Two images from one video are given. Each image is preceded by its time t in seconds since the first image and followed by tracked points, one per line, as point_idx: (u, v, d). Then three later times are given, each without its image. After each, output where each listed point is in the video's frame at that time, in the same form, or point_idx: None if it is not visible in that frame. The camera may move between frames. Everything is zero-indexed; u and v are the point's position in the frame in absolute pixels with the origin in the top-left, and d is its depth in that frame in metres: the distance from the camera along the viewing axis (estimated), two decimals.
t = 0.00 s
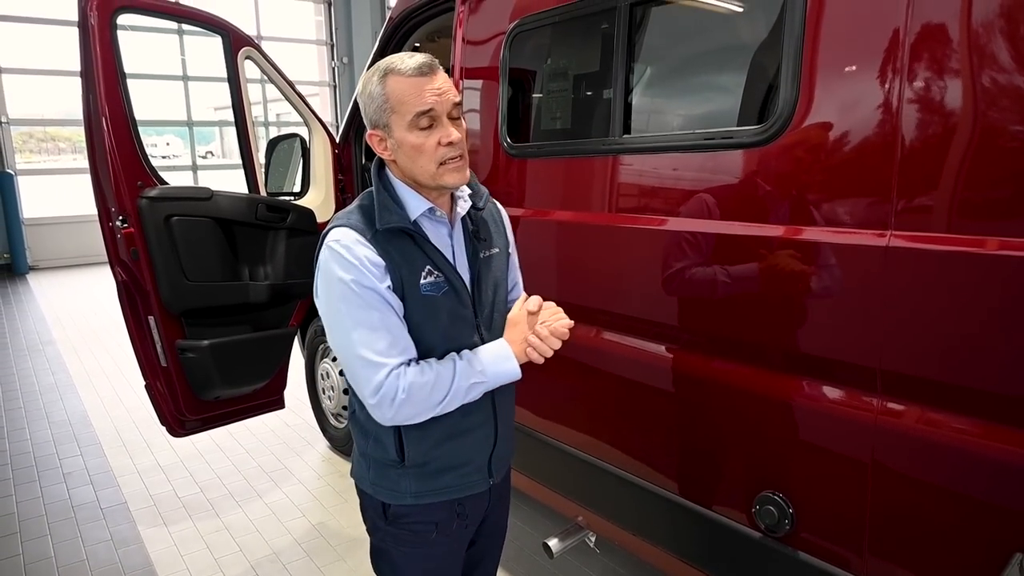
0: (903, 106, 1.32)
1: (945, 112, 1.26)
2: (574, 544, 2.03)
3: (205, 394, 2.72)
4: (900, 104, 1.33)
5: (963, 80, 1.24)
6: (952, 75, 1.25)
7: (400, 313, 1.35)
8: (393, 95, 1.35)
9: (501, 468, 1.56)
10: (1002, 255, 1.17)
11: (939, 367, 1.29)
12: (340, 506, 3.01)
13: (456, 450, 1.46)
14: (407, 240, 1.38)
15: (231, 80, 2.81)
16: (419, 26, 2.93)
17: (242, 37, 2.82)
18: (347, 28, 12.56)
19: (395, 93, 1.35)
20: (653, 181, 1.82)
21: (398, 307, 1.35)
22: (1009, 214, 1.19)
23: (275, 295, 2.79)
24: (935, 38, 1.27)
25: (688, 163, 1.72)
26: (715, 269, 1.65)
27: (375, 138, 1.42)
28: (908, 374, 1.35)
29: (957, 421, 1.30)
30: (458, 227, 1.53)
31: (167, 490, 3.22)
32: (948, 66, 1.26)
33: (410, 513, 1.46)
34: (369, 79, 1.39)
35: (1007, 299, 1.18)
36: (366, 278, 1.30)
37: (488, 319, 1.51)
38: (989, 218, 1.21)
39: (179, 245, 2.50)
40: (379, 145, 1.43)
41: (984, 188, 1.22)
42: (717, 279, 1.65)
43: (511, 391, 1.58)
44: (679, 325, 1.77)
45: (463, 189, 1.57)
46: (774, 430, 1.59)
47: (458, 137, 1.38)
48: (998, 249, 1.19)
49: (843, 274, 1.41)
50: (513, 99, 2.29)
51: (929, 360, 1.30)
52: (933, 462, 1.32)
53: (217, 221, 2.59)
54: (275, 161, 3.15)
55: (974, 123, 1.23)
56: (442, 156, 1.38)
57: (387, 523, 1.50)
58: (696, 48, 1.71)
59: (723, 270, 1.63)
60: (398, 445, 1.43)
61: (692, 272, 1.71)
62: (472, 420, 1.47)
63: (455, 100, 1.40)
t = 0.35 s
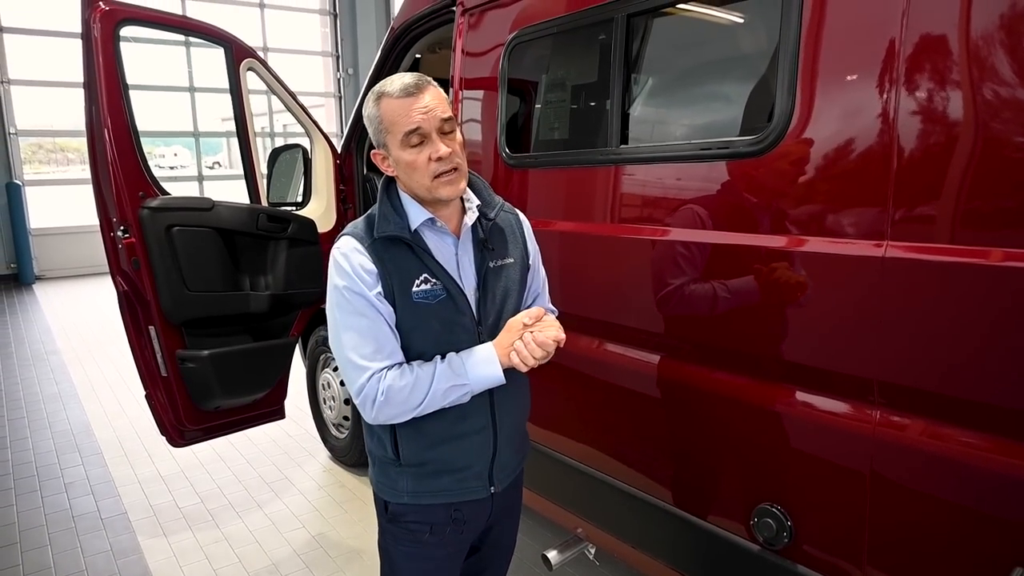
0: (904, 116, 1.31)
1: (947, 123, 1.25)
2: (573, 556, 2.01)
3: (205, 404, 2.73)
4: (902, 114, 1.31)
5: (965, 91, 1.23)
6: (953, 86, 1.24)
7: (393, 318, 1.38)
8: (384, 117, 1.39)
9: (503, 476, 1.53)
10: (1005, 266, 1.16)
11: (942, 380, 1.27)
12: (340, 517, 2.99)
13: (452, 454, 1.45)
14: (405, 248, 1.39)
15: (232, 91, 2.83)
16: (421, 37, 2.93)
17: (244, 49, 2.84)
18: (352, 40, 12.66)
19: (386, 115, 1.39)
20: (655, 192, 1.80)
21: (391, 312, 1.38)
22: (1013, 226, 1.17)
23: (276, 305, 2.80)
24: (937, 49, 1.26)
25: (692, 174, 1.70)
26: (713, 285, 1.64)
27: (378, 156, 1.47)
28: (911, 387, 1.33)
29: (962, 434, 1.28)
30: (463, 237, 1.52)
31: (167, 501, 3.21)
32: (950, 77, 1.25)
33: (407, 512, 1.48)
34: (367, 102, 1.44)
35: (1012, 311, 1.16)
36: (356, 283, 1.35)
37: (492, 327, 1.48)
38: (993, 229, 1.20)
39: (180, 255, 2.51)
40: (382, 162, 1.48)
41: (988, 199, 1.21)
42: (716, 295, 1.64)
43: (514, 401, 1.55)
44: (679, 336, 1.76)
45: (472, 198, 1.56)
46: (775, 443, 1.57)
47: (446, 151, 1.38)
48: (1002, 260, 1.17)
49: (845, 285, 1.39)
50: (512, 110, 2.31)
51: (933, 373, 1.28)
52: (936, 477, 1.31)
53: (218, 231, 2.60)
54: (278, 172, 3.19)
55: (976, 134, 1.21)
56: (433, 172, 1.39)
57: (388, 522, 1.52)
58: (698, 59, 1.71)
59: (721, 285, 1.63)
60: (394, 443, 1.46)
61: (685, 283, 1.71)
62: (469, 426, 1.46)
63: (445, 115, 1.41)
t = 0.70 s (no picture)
0: (910, 117, 1.29)
1: (952, 124, 1.23)
2: (574, 560, 1.99)
3: (204, 406, 2.71)
4: (908, 115, 1.29)
5: (971, 91, 1.21)
6: (959, 87, 1.22)
7: (393, 313, 1.37)
8: (398, 114, 1.37)
9: (503, 478, 1.51)
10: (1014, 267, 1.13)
11: (949, 382, 1.25)
12: (341, 520, 2.98)
13: (450, 452, 1.44)
14: (407, 243, 1.38)
15: (233, 93, 2.83)
16: (419, 40, 2.94)
17: (244, 50, 2.84)
18: (356, 44, 12.70)
19: (400, 113, 1.37)
20: (659, 193, 1.78)
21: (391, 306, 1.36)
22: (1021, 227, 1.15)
23: (276, 307, 2.80)
24: (942, 49, 1.24)
25: (698, 174, 1.68)
26: (709, 288, 1.63)
27: (385, 155, 1.43)
28: (918, 390, 1.31)
29: (970, 437, 1.26)
30: (466, 234, 1.50)
31: (167, 503, 3.20)
32: (956, 78, 1.23)
33: (405, 513, 1.46)
34: (375, 99, 1.41)
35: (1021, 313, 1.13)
36: (358, 276, 1.34)
37: (494, 326, 1.46)
38: (1000, 231, 1.18)
39: (179, 256, 2.50)
40: (389, 161, 1.44)
41: (994, 200, 1.19)
42: (713, 297, 1.62)
43: (514, 401, 1.54)
44: (681, 338, 1.74)
45: (476, 196, 1.54)
46: (778, 446, 1.55)
47: (463, 149, 1.38)
48: (1010, 262, 1.15)
49: (848, 286, 1.37)
50: (512, 110, 2.30)
51: (939, 376, 1.26)
52: (942, 482, 1.28)
53: (217, 232, 2.59)
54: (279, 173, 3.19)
55: (982, 135, 1.19)
56: (449, 169, 1.38)
57: (387, 522, 1.51)
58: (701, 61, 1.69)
59: (718, 287, 1.61)
60: (393, 441, 1.46)
61: (682, 287, 1.70)
62: (467, 424, 1.45)
63: (457, 114, 1.41)
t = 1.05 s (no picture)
0: (910, 113, 1.28)
1: (952, 119, 1.22)
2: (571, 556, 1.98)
3: (201, 403, 2.70)
4: (909, 112, 1.29)
5: (972, 88, 1.20)
6: (960, 84, 1.21)
7: (383, 305, 1.36)
8: (385, 99, 1.39)
9: (496, 475, 1.50)
10: (1014, 259, 1.12)
11: (949, 377, 1.24)
12: (339, 519, 2.97)
13: (442, 449, 1.43)
14: (398, 234, 1.38)
15: (231, 90, 2.83)
16: (418, 35, 2.94)
17: (242, 47, 2.83)
18: (357, 44, 12.70)
19: (388, 97, 1.38)
20: (659, 190, 1.77)
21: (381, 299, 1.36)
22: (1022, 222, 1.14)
23: (275, 304, 2.77)
24: (943, 46, 1.24)
25: (699, 170, 1.67)
26: (714, 283, 1.61)
27: (377, 137, 1.47)
28: (918, 384, 1.30)
29: (975, 432, 1.24)
30: (459, 227, 1.50)
31: (165, 502, 3.20)
32: (957, 77, 1.22)
33: (397, 511, 1.46)
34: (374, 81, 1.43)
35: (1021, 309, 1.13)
36: (347, 267, 1.33)
37: (487, 319, 1.46)
38: (1001, 228, 1.17)
39: (176, 253, 2.50)
40: (380, 143, 1.47)
41: (995, 197, 1.18)
42: (718, 293, 1.60)
43: (508, 397, 1.53)
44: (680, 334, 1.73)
45: (470, 189, 1.54)
46: (777, 441, 1.55)
47: (441, 142, 1.37)
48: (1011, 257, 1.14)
49: (847, 280, 1.37)
50: (510, 106, 2.30)
51: (940, 371, 1.25)
52: (941, 477, 1.28)
53: (214, 229, 2.59)
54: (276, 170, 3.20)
55: (983, 131, 1.19)
56: (425, 160, 1.38)
57: (378, 521, 1.50)
58: (700, 58, 1.69)
59: (723, 283, 1.59)
60: (384, 438, 1.44)
61: (685, 283, 1.68)
62: (459, 420, 1.44)
63: (447, 106, 1.40)
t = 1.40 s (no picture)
0: (906, 115, 1.29)
1: (950, 122, 1.23)
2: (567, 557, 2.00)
3: (200, 403, 2.70)
4: (905, 114, 1.29)
5: (969, 90, 1.20)
6: (958, 86, 1.21)
7: (365, 305, 1.36)
8: (377, 91, 1.40)
9: (480, 477, 1.51)
10: (1013, 260, 1.12)
11: (946, 378, 1.24)
12: (336, 519, 2.98)
13: (425, 451, 1.43)
14: (382, 233, 1.38)
15: (229, 91, 2.83)
16: (417, 35, 2.94)
17: (240, 48, 2.84)
18: (358, 45, 12.70)
19: (381, 90, 1.39)
20: (658, 190, 1.77)
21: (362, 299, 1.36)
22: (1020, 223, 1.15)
23: (271, 304, 2.79)
24: (941, 48, 1.24)
25: (699, 171, 1.67)
26: (714, 282, 1.61)
27: (367, 129, 1.47)
28: (915, 384, 1.30)
29: (976, 433, 1.24)
30: (446, 227, 1.50)
31: (163, 503, 3.19)
32: (956, 78, 1.22)
33: (381, 513, 1.45)
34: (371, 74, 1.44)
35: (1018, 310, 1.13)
36: (328, 267, 1.34)
37: (472, 320, 1.46)
38: (999, 229, 1.17)
39: (173, 254, 2.50)
40: (370, 136, 1.48)
41: (993, 198, 1.18)
42: (717, 292, 1.60)
43: (497, 398, 1.55)
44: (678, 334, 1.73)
45: (459, 189, 1.55)
46: (774, 441, 1.55)
47: (427, 139, 1.37)
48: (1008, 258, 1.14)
49: (843, 280, 1.37)
50: (506, 107, 2.31)
51: (937, 372, 1.25)
52: (937, 477, 1.28)
53: (212, 229, 2.60)
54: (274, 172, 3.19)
55: (980, 133, 1.19)
56: (410, 156, 1.38)
57: (360, 522, 1.50)
58: (697, 59, 1.69)
59: (722, 282, 1.60)
60: (367, 439, 1.44)
61: (683, 282, 1.69)
62: (442, 422, 1.44)
63: (439, 104, 1.40)
